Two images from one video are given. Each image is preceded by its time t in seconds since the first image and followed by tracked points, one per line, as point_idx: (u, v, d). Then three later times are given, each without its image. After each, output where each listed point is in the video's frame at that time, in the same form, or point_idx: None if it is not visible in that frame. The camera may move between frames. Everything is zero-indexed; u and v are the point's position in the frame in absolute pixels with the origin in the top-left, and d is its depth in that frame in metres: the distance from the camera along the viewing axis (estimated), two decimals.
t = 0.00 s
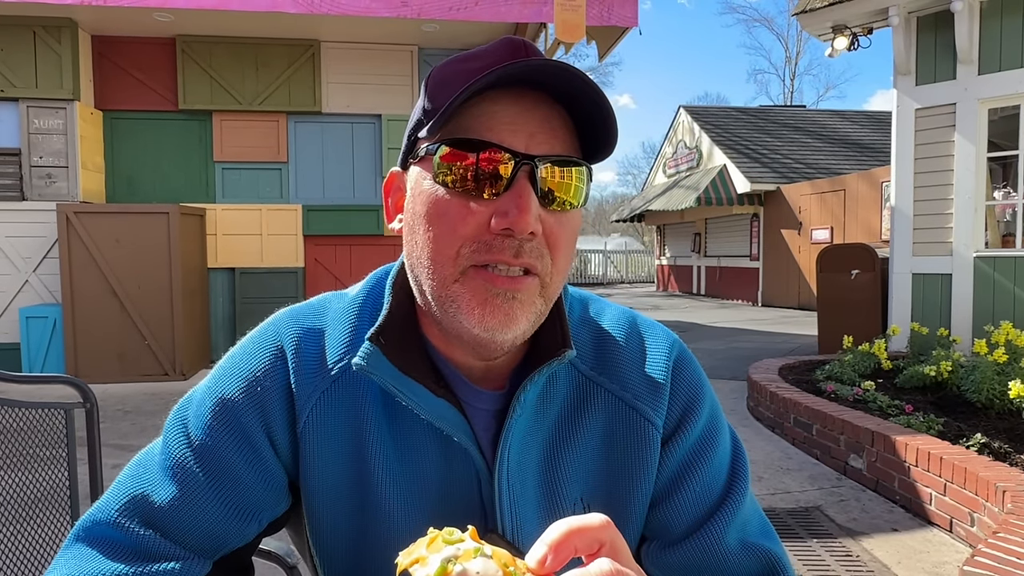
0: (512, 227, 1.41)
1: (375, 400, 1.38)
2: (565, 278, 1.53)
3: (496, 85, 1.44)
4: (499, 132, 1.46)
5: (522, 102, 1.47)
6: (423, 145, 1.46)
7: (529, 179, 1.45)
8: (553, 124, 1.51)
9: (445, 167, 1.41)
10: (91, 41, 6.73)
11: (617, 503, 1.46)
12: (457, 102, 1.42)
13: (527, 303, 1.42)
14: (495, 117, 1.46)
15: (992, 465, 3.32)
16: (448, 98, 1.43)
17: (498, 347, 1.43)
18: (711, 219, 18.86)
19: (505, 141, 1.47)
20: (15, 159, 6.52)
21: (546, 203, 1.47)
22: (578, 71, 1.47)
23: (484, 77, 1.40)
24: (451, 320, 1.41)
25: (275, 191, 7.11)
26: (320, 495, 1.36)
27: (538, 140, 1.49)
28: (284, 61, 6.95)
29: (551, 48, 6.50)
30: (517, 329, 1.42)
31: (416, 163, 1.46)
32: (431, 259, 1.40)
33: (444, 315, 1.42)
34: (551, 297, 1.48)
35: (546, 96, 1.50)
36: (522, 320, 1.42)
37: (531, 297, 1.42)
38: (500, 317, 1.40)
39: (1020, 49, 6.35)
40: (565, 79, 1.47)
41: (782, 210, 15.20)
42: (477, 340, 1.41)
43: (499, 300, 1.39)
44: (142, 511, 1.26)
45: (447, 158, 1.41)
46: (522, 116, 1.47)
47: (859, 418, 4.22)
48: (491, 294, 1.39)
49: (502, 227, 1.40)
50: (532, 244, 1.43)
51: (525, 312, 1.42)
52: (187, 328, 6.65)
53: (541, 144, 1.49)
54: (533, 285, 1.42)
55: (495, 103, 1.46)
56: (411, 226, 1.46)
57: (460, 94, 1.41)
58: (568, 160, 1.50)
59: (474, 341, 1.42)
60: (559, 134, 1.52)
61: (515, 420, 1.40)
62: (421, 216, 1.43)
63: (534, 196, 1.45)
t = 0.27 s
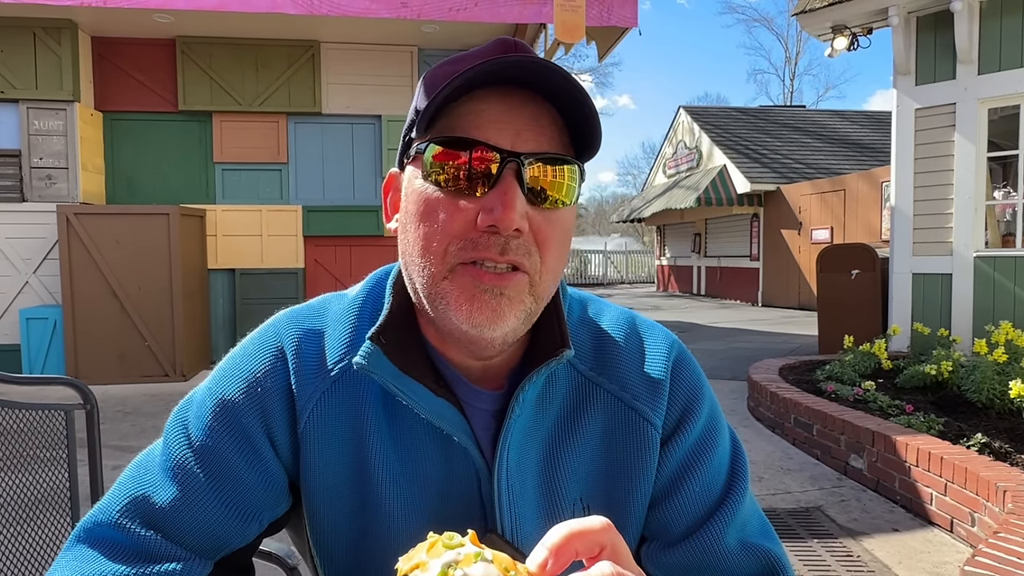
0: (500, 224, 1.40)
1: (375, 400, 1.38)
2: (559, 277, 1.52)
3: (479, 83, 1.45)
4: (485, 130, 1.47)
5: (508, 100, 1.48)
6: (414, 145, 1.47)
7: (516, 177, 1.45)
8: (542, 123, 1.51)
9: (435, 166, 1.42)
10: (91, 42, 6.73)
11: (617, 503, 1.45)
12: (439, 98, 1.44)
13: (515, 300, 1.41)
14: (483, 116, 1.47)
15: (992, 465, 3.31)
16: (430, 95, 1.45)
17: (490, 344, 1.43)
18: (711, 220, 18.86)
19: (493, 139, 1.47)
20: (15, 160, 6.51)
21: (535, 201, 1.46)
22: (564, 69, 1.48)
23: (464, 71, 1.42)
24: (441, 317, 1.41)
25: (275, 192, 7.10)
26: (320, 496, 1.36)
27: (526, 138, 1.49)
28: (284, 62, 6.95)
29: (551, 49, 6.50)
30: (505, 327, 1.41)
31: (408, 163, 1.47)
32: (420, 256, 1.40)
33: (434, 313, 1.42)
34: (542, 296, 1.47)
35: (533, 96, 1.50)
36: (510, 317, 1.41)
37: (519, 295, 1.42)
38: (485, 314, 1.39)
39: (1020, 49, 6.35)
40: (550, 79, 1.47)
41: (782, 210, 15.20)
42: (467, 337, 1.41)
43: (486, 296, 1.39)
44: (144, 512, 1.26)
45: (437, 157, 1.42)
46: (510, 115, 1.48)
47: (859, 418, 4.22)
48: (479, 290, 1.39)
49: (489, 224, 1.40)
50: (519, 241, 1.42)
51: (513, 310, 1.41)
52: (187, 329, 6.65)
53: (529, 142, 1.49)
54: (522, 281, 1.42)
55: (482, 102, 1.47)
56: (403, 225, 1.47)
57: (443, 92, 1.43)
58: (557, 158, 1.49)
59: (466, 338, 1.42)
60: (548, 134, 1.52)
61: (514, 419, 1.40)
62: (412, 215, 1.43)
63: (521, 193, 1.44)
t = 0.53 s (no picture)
0: (505, 223, 1.41)
1: (376, 400, 1.38)
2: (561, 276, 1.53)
3: (482, 83, 1.44)
4: (489, 129, 1.47)
5: (510, 99, 1.48)
6: (417, 146, 1.46)
7: (520, 176, 1.45)
8: (544, 121, 1.51)
9: (438, 166, 1.41)
10: (91, 43, 6.74)
11: (617, 503, 1.45)
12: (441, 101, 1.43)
13: (524, 298, 1.42)
14: (485, 115, 1.47)
15: (993, 465, 3.31)
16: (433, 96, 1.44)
17: (496, 344, 1.44)
18: (711, 220, 18.86)
19: (495, 139, 1.47)
20: (15, 162, 6.51)
21: (539, 200, 1.47)
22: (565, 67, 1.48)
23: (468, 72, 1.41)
24: (449, 318, 1.41)
25: (275, 193, 7.11)
26: (322, 496, 1.36)
27: (530, 137, 1.49)
28: (284, 63, 6.95)
29: (551, 49, 6.50)
30: (514, 325, 1.42)
31: (411, 164, 1.46)
32: (426, 257, 1.40)
33: (440, 314, 1.42)
34: (548, 293, 1.48)
35: (535, 94, 1.50)
36: (519, 316, 1.42)
37: (527, 294, 1.43)
38: (495, 313, 1.40)
39: (1020, 49, 6.35)
40: (552, 77, 1.47)
41: (783, 210, 15.20)
42: (474, 337, 1.42)
43: (495, 297, 1.40)
44: (145, 513, 1.26)
45: (440, 158, 1.42)
46: (513, 114, 1.48)
47: (860, 419, 4.22)
48: (486, 291, 1.39)
49: (495, 224, 1.40)
50: (525, 240, 1.43)
51: (522, 308, 1.42)
52: (187, 330, 6.65)
53: (532, 141, 1.49)
54: (528, 280, 1.43)
55: (485, 101, 1.47)
56: (406, 226, 1.47)
57: (447, 93, 1.42)
58: (560, 156, 1.49)
59: (472, 339, 1.43)
60: (550, 131, 1.52)
61: (515, 420, 1.41)
62: (416, 216, 1.43)
63: (526, 192, 1.45)
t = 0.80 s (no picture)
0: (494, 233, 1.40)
1: (376, 399, 1.38)
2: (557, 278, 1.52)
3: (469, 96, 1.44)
4: (477, 140, 1.47)
5: (498, 109, 1.47)
6: (410, 152, 1.48)
7: (510, 185, 1.44)
8: (534, 131, 1.49)
9: (432, 171, 1.42)
10: (91, 44, 6.74)
11: (616, 501, 1.46)
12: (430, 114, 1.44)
13: (513, 308, 1.42)
14: (475, 126, 1.47)
15: (993, 465, 3.31)
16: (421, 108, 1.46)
17: (490, 350, 1.44)
18: (711, 220, 18.86)
19: (485, 149, 1.47)
20: (15, 163, 6.52)
21: (529, 209, 1.46)
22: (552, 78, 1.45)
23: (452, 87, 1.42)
24: (442, 325, 1.42)
25: (275, 194, 7.11)
26: (324, 494, 1.37)
27: (519, 147, 1.48)
28: (284, 64, 6.96)
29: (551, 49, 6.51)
30: (503, 335, 1.42)
31: (406, 169, 1.48)
32: (420, 265, 1.41)
33: (435, 322, 1.43)
34: (540, 300, 1.47)
35: (524, 105, 1.48)
36: (508, 326, 1.41)
37: (517, 304, 1.42)
38: (483, 324, 1.40)
39: (1020, 49, 6.35)
40: (538, 87, 1.45)
41: (782, 210, 15.21)
42: (466, 344, 1.42)
43: (485, 307, 1.39)
44: (148, 512, 1.26)
45: (433, 163, 1.43)
46: (502, 124, 1.47)
47: (860, 419, 4.22)
48: (476, 300, 1.39)
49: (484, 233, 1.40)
50: (515, 250, 1.42)
51: (512, 318, 1.42)
52: (188, 330, 6.65)
53: (522, 151, 1.48)
54: (519, 289, 1.42)
55: (474, 112, 1.46)
56: (402, 230, 1.48)
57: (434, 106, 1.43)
58: (551, 164, 1.48)
59: (467, 344, 1.43)
60: (541, 141, 1.50)
61: (515, 417, 1.40)
62: (410, 221, 1.44)
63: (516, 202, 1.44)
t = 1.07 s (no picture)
0: (447, 195, 1.49)
1: (370, 385, 1.39)
2: (525, 245, 1.57)
3: (408, 72, 1.58)
4: (425, 114, 1.57)
5: (441, 83, 1.59)
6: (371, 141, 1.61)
7: (459, 150, 1.52)
8: (479, 98, 1.58)
9: (393, 152, 1.52)
10: (92, 45, 6.75)
11: (609, 476, 1.44)
12: (374, 95, 1.59)
13: (480, 269, 1.48)
14: (423, 102, 1.58)
15: (994, 466, 3.31)
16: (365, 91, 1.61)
17: (465, 317, 1.49)
18: (712, 221, 18.85)
19: (434, 121, 1.57)
20: (16, 164, 6.52)
21: (481, 171, 1.53)
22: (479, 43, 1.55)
23: (384, 63, 1.56)
24: (413, 294, 1.49)
25: (276, 194, 7.11)
26: (321, 483, 1.36)
27: (465, 114, 1.57)
28: (285, 64, 6.96)
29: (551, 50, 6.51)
30: (474, 297, 1.48)
31: (371, 157, 1.59)
32: (390, 241, 1.51)
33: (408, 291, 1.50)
34: (510, 262, 1.53)
35: (462, 74, 1.59)
36: (476, 287, 1.47)
37: (483, 264, 1.49)
38: (452, 285, 1.46)
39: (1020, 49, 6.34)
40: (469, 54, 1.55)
41: (783, 211, 15.21)
42: (443, 312, 1.48)
43: (450, 268, 1.46)
44: (149, 507, 1.26)
45: (395, 143, 1.52)
46: (446, 95, 1.58)
47: (861, 419, 4.22)
48: (441, 264, 1.46)
49: (439, 197, 1.50)
50: (471, 211, 1.50)
51: (479, 279, 1.48)
52: (188, 332, 6.65)
53: (469, 117, 1.57)
54: (481, 249, 1.48)
55: (418, 89, 1.59)
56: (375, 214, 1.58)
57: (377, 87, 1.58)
58: (498, 128, 1.54)
59: (441, 313, 1.49)
60: (487, 107, 1.58)
61: (506, 394, 1.40)
62: (379, 202, 1.55)
63: (466, 166, 1.52)
